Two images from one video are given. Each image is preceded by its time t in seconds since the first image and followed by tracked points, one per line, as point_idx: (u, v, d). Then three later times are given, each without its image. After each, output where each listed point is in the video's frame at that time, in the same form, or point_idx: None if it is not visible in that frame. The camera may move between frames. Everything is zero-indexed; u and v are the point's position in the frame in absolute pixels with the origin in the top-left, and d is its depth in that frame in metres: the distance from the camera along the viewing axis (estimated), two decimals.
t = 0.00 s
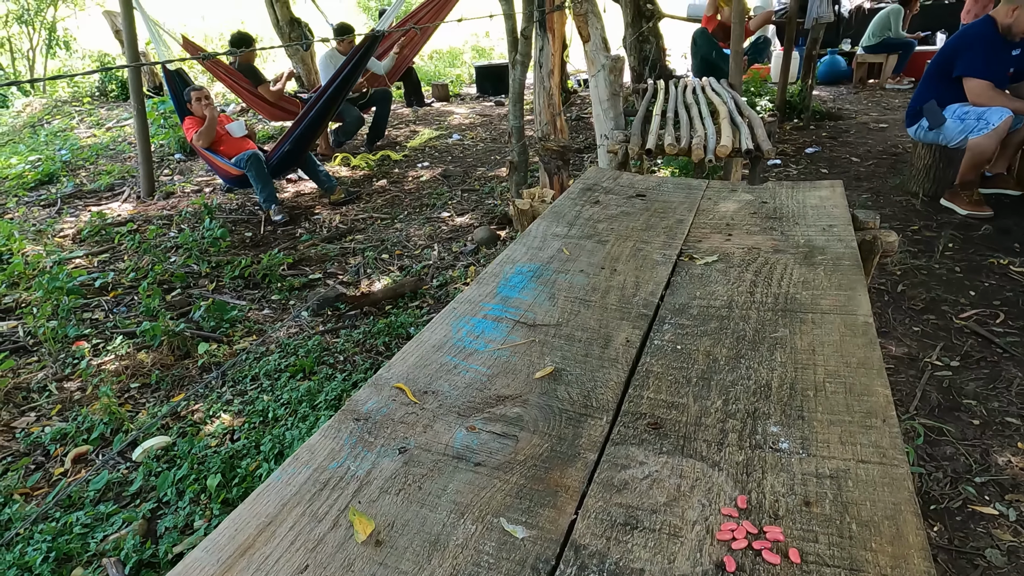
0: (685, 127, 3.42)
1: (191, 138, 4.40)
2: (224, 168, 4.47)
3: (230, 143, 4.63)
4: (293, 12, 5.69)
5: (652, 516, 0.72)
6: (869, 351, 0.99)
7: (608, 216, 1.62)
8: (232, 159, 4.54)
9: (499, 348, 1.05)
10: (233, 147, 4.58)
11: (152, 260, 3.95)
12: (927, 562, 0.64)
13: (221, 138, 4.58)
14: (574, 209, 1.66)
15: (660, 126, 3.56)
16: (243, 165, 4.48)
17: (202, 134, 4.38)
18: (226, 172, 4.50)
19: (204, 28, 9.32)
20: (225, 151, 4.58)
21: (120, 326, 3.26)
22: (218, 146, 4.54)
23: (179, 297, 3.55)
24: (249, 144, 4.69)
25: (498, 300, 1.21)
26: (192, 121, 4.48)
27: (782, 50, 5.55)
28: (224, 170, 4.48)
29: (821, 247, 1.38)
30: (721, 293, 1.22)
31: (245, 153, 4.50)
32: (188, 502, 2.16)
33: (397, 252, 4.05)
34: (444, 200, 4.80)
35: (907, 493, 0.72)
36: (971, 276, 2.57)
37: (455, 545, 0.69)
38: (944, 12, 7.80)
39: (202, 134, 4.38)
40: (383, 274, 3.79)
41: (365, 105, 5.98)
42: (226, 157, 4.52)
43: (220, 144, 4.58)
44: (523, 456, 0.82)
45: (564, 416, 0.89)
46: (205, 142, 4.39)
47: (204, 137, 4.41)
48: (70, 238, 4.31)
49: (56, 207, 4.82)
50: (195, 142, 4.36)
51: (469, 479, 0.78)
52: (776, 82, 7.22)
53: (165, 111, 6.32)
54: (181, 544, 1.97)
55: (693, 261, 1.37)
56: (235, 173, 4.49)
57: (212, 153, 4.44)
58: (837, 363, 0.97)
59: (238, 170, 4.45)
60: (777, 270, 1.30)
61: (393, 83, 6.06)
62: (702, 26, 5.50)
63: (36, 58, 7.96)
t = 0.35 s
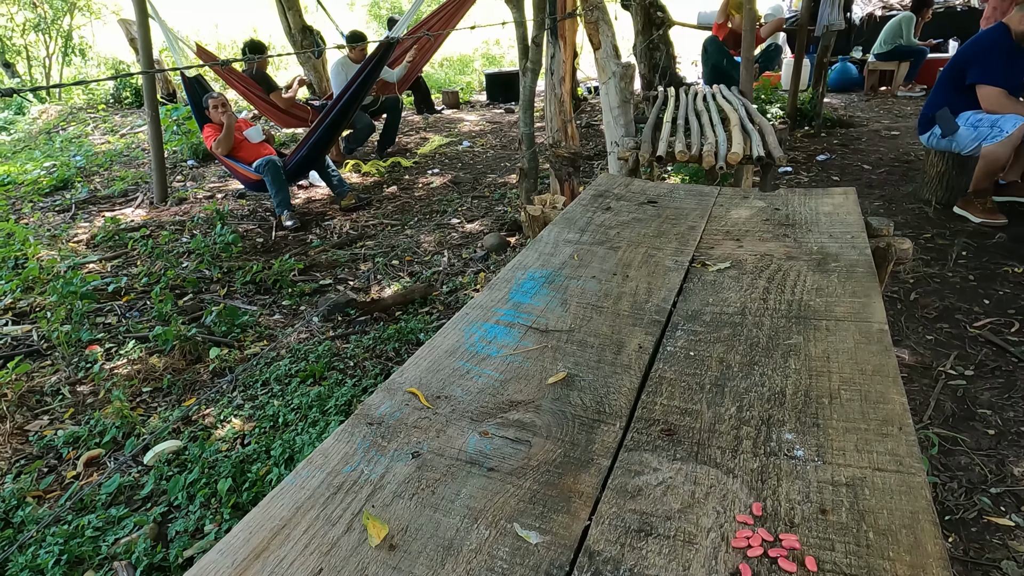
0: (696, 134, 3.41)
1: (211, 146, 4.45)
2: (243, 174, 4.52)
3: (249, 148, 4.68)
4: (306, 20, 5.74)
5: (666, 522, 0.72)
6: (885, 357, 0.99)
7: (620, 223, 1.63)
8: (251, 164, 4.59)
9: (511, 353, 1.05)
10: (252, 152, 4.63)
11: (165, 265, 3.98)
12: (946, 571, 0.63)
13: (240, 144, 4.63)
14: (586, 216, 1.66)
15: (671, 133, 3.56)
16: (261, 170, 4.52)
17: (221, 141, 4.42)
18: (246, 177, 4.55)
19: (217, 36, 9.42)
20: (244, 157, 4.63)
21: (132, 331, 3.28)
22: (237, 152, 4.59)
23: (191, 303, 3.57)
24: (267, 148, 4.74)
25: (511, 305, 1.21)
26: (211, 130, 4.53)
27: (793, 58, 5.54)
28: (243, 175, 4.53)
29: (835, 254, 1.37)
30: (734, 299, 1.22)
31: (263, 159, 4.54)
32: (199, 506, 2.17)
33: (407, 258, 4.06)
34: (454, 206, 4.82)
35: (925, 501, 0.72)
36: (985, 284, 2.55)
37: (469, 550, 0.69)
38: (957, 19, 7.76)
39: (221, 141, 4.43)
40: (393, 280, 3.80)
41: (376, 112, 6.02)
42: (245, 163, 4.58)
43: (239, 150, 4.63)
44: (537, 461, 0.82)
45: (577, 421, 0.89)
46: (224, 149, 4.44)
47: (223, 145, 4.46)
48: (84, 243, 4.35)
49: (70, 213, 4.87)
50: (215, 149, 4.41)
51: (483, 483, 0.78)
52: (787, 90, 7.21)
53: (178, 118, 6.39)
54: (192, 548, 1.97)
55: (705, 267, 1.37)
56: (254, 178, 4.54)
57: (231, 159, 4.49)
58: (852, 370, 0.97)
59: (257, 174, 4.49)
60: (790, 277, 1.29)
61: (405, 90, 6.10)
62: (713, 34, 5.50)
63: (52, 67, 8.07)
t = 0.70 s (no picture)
0: (702, 140, 3.41)
1: (220, 154, 4.46)
2: (252, 181, 4.53)
3: (257, 155, 4.69)
4: (312, 28, 5.76)
5: (681, 534, 0.70)
6: (899, 366, 0.97)
7: (628, 229, 1.62)
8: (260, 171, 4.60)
9: (520, 361, 1.04)
10: (260, 160, 4.65)
11: (171, 272, 3.99)
12: None
13: (248, 151, 4.64)
14: (594, 223, 1.66)
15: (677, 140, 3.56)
16: (270, 177, 4.54)
17: (231, 150, 4.43)
18: (255, 184, 4.56)
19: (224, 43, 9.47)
20: (252, 164, 4.64)
21: (138, 338, 3.28)
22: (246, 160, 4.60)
23: (197, 309, 3.57)
24: (275, 155, 4.76)
25: (520, 312, 1.20)
26: (220, 137, 4.53)
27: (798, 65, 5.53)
28: (253, 183, 4.54)
29: (846, 261, 1.36)
30: (746, 307, 1.21)
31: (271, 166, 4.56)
32: (203, 513, 2.16)
33: (412, 264, 4.06)
34: (459, 213, 4.82)
35: (946, 514, 0.70)
36: (993, 290, 2.53)
37: (481, 563, 0.68)
38: (962, 25, 7.74)
39: (230, 149, 4.43)
40: (398, 287, 3.80)
41: (381, 119, 6.04)
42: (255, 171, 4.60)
43: (248, 157, 4.64)
44: (548, 471, 0.81)
45: (588, 431, 0.88)
46: (234, 157, 4.45)
47: (232, 153, 4.46)
48: (91, 250, 4.36)
49: (77, 220, 4.89)
50: (224, 158, 4.41)
51: (494, 494, 0.77)
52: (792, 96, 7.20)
53: (184, 125, 6.41)
54: (197, 557, 1.96)
55: (715, 274, 1.36)
56: (263, 185, 4.56)
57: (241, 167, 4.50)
58: (866, 379, 0.95)
59: (266, 181, 4.51)
60: (801, 284, 1.28)
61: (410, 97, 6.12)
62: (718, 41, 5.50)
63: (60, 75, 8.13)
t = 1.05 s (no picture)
0: (712, 147, 3.39)
1: (217, 161, 4.42)
2: (250, 189, 4.49)
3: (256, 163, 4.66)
4: (314, 35, 5.75)
5: (749, 563, 0.68)
6: (952, 381, 0.95)
7: (654, 239, 1.59)
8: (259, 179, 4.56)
9: (559, 378, 1.01)
10: (259, 168, 4.61)
11: (176, 280, 3.95)
12: None
13: (248, 159, 4.61)
14: (618, 232, 1.63)
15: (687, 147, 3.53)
16: (269, 186, 4.50)
17: (228, 157, 4.39)
18: (253, 193, 4.52)
19: (225, 51, 9.48)
20: (251, 172, 4.61)
21: (144, 347, 3.24)
22: (245, 167, 4.57)
23: (203, 318, 3.54)
24: (275, 164, 4.72)
25: (553, 326, 1.17)
26: (219, 144, 4.50)
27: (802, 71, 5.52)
28: (250, 191, 4.51)
29: (881, 271, 1.33)
30: (784, 319, 1.18)
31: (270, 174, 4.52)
32: (214, 527, 2.12)
33: (418, 272, 4.04)
34: (464, 220, 4.79)
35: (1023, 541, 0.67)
36: (1006, 297, 2.51)
37: None
38: (964, 31, 7.75)
39: (228, 157, 4.39)
40: (406, 295, 3.78)
41: (384, 126, 6.02)
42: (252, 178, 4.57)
43: (247, 165, 4.61)
44: (600, 495, 0.78)
45: (638, 451, 0.85)
46: (231, 165, 4.41)
47: (229, 160, 4.43)
48: (94, 258, 4.33)
49: (80, 228, 4.86)
50: (222, 165, 4.38)
51: (547, 520, 0.74)
52: (795, 102, 7.19)
53: (187, 133, 6.40)
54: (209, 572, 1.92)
55: (748, 285, 1.33)
56: (261, 193, 4.52)
57: (238, 174, 4.46)
58: (920, 396, 0.92)
59: (264, 189, 4.47)
60: (838, 295, 1.25)
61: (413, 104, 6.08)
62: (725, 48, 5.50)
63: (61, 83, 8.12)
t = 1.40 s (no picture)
0: (727, 154, 3.35)
1: (213, 167, 4.33)
2: (246, 197, 4.40)
3: (252, 172, 4.57)
4: (314, 42, 5.69)
5: None
6: None
7: (695, 249, 1.55)
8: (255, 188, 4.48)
9: (625, 398, 0.97)
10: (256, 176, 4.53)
11: (179, 288, 3.88)
12: None
13: (244, 167, 4.52)
14: (657, 242, 1.59)
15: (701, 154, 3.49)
16: (266, 195, 4.42)
17: (225, 163, 4.30)
18: (248, 201, 4.43)
19: (223, 57, 9.42)
20: (247, 180, 4.52)
21: (150, 357, 3.17)
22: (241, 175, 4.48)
23: (209, 328, 3.47)
24: (271, 173, 4.64)
25: (608, 341, 1.13)
26: (216, 150, 4.41)
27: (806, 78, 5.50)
28: (245, 200, 4.43)
29: (938, 283, 1.29)
30: (846, 334, 1.14)
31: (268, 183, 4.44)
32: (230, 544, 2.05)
33: (426, 280, 3.99)
34: (470, 227, 4.75)
35: None
36: None
37: None
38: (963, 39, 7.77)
39: (225, 164, 4.30)
40: (414, 303, 3.73)
41: (386, 132, 5.98)
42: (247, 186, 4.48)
43: (243, 173, 4.52)
44: (692, 526, 0.73)
45: (722, 478, 0.81)
46: (227, 172, 4.32)
47: (226, 168, 4.32)
48: (96, 266, 4.26)
49: (80, 236, 4.78)
50: (218, 172, 4.28)
51: (640, 554, 0.70)
52: (796, 109, 7.18)
53: (187, 139, 6.33)
54: None
55: (802, 298, 1.29)
56: (257, 202, 4.43)
57: (234, 182, 4.37)
58: (1008, 417, 0.88)
59: (261, 198, 4.39)
60: (898, 308, 1.21)
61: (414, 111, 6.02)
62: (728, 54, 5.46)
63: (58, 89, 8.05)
